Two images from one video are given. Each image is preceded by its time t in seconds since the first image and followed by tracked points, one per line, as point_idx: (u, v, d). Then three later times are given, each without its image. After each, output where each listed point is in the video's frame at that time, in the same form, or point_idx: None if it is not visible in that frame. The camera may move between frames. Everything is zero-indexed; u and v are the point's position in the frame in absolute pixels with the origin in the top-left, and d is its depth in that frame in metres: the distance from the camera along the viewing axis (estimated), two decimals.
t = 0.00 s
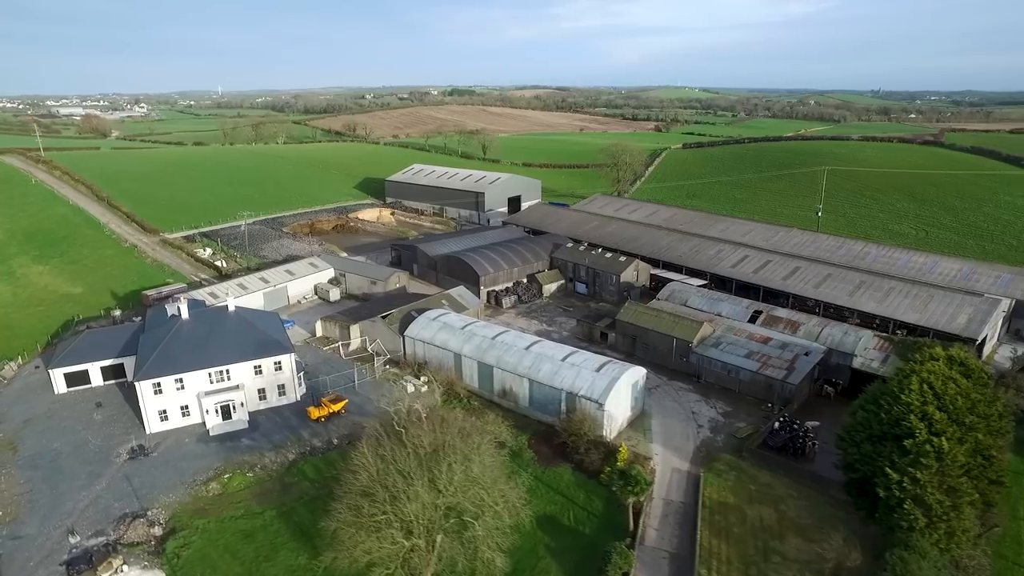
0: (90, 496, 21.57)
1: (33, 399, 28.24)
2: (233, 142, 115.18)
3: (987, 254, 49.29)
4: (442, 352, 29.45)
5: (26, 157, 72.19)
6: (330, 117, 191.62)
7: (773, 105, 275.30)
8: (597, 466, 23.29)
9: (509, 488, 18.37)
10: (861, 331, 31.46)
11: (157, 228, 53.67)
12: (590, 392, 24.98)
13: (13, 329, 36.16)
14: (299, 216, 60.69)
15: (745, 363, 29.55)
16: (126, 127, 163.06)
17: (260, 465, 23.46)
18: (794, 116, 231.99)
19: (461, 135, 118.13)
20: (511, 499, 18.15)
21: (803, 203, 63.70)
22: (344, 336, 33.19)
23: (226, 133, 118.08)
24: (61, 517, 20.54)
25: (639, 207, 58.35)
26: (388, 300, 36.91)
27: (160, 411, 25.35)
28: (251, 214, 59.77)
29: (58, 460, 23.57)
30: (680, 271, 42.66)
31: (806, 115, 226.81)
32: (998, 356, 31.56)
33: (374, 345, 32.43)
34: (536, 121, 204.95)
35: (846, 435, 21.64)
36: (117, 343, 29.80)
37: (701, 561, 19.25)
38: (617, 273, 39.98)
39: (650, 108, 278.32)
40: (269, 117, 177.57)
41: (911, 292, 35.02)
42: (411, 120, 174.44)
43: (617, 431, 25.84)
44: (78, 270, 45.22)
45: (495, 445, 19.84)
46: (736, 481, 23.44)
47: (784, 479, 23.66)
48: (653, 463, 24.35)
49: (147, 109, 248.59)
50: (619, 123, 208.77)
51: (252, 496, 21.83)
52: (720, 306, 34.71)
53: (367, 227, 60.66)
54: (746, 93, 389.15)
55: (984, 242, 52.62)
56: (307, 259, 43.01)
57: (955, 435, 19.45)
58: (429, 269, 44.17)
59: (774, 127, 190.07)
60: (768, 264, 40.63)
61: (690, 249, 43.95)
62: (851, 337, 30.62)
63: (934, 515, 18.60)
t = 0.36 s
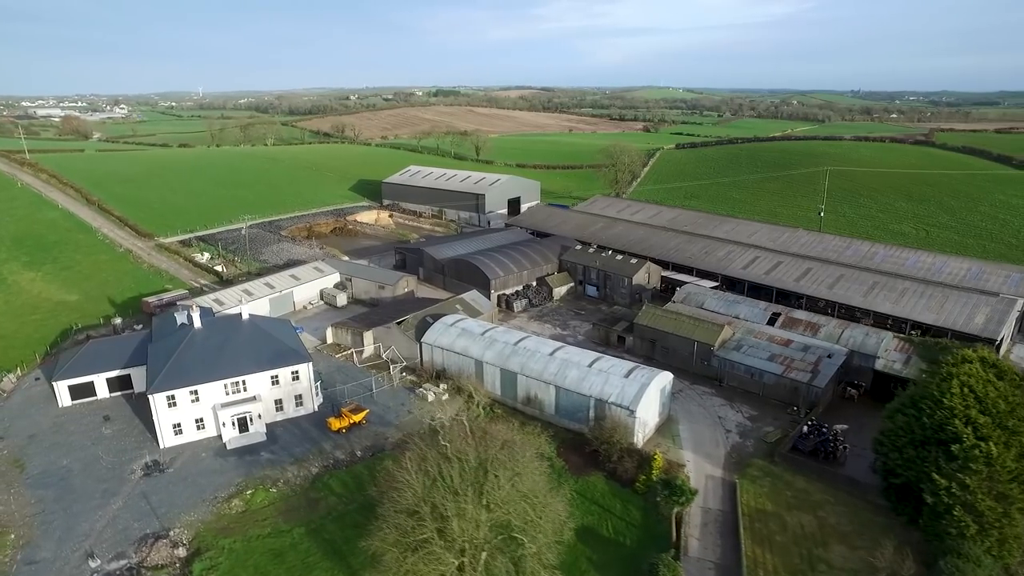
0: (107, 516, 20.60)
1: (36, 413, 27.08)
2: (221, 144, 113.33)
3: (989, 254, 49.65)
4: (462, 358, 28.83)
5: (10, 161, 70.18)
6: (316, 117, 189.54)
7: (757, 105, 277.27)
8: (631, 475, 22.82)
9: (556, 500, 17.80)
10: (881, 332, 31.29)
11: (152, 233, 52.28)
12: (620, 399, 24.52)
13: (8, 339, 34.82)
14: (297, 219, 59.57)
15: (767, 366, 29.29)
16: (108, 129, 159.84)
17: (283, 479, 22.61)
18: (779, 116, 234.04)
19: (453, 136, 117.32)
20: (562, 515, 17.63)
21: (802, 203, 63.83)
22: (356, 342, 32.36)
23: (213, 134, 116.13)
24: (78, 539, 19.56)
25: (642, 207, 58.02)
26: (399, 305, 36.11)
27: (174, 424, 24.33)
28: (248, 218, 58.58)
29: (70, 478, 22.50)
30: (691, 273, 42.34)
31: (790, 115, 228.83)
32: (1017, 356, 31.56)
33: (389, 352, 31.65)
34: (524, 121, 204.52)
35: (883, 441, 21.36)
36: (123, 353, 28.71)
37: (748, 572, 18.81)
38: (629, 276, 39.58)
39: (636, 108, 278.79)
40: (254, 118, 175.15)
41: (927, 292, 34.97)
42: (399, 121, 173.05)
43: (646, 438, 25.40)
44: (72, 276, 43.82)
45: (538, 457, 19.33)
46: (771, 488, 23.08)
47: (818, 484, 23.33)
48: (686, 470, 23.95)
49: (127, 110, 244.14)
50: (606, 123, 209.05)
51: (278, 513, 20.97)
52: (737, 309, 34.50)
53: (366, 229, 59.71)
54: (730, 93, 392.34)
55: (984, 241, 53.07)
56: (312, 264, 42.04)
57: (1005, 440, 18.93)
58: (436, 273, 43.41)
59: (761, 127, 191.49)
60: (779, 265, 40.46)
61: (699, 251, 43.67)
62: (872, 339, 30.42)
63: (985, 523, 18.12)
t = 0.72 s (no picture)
0: (124, 535, 19.72)
1: (40, 426, 26.05)
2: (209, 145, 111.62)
3: (988, 253, 50.04)
4: (480, 364, 28.23)
5: None
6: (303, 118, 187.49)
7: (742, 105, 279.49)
8: (662, 481, 22.45)
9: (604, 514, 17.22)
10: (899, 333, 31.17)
11: (146, 236, 51.02)
12: (648, 405, 24.15)
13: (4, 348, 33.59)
14: (294, 221, 58.53)
15: (788, 368, 29.08)
16: (91, 130, 157.03)
17: (305, 492, 21.83)
18: (765, 115, 235.95)
19: (445, 137, 116.57)
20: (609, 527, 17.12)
21: (801, 203, 63.98)
22: (368, 348, 31.61)
23: (201, 135, 114.34)
24: (95, 561, 18.69)
25: (644, 208, 57.75)
26: (409, 310, 35.41)
27: (187, 436, 23.44)
28: (244, 220, 57.53)
29: (81, 495, 21.56)
30: (699, 274, 42.09)
31: (776, 114, 230.79)
32: None
33: (402, 358, 30.94)
34: (513, 122, 204.10)
35: (918, 444, 20.98)
36: (129, 363, 27.73)
37: None
38: (640, 278, 39.24)
39: (622, 108, 279.76)
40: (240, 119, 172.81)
41: (938, 292, 35.02)
42: (387, 122, 171.74)
43: (672, 444, 25.07)
44: (67, 282, 42.57)
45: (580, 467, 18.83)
46: (803, 492, 22.76)
47: (850, 488, 23.03)
48: (716, 475, 23.56)
49: (108, 112, 240.30)
50: (595, 123, 209.27)
51: (303, 528, 20.21)
52: (752, 311, 34.29)
53: (365, 232, 58.85)
54: (715, 93, 395.18)
55: (983, 240, 53.47)
56: (316, 267, 41.14)
57: None
58: (442, 276, 42.72)
59: (748, 127, 192.76)
60: (789, 266, 40.32)
61: (707, 252, 43.45)
62: (891, 340, 30.29)
63: None
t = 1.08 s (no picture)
0: (147, 556, 18.80)
1: (46, 441, 24.98)
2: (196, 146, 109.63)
3: (989, 251, 50.43)
4: (502, 370, 27.64)
5: None
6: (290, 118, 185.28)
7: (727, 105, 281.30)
8: (699, 489, 22.02)
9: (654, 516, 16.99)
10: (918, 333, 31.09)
11: (141, 241, 49.66)
12: (680, 411, 23.75)
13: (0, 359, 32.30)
14: (292, 224, 57.42)
15: (811, 370, 28.86)
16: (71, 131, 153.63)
17: (333, 507, 21.04)
18: (751, 115, 237.60)
19: (437, 138, 115.64)
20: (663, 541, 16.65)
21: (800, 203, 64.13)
22: (383, 355, 30.82)
23: (188, 136, 112.24)
24: None
25: (646, 209, 57.46)
26: (421, 314, 34.64)
27: (206, 450, 22.49)
28: (240, 224, 56.35)
29: (96, 514, 20.57)
30: (710, 275, 41.82)
31: (761, 114, 232.60)
32: None
33: (419, 365, 30.19)
34: (501, 122, 203.45)
35: (958, 448, 20.60)
36: (139, 373, 26.74)
37: None
38: (653, 279, 38.86)
39: (608, 108, 280.21)
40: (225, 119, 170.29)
41: (952, 292, 35.06)
42: (375, 122, 170.17)
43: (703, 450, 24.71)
44: (61, 288, 41.21)
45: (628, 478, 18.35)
46: (840, 498, 22.43)
47: (886, 492, 22.71)
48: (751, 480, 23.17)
49: (87, 112, 235.44)
50: (582, 123, 209.33)
51: (334, 545, 19.43)
52: (770, 312, 34.07)
53: (364, 234, 57.89)
54: (699, 94, 397.72)
55: (983, 238, 53.93)
56: (321, 272, 40.20)
57: None
58: (450, 279, 42.00)
59: (734, 127, 193.92)
60: (800, 267, 40.19)
61: (717, 253, 43.22)
62: (912, 340, 30.19)
63: None
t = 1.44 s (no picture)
0: None
1: (53, 455, 24.01)
2: (184, 147, 107.85)
3: (989, 250, 50.80)
4: (523, 376, 27.13)
5: None
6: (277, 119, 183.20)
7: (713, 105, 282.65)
8: (732, 494, 21.68)
9: (702, 520, 16.93)
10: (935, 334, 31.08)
11: (136, 245, 48.43)
12: (710, 416, 23.39)
13: None
14: (290, 227, 56.43)
15: (832, 371, 28.65)
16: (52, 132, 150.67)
17: (360, 521, 20.37)
18: (737, 114, 239.12)
19: (429, 139, 114.83)
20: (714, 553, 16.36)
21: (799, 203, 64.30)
22: (397, 362, 30.13)
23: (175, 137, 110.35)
24: None
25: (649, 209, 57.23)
26: (432, 319, 33.96)
27: (224, 464, 21.70)
28: (237, 226, 55.28)
29: (112, 534, 19.71)
30: (719, 276, 41.62)
31: (748, 114, 234.10)
32: None
33: (435, 371, 29.54)
34: (490, 122, 202.81)
35: (994, 450, 20.40)
36: (148, 383, 25.80)
37: None
38: (663, 281, 38.55)
39: (596, 108, 280.25)
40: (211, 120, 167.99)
41: (963, 292, 35.16)
42: (363, 123, 168.74)
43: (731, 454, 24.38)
44: (57, 294, 39.99)
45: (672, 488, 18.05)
46: (873, 501, 22.14)
47: (918, 496, 22.47)
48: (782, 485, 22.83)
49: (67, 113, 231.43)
50: (571, 123, 209.31)
51: (365, 560, 18.77)
52: (784, 314, 33.98)
53: (364, 236, 57.02)
54: (684, 94, 399.88)
55: (981, 236, 54.36)
56: (326, 275, 39.37)
57: None
58: (458, 282, 41.37)
59: (722, 127, 194.94)
60: (809, 267, 40.12)
61: (725, 254, 43.04)
62: (929, 341, 30.17)
63: None
